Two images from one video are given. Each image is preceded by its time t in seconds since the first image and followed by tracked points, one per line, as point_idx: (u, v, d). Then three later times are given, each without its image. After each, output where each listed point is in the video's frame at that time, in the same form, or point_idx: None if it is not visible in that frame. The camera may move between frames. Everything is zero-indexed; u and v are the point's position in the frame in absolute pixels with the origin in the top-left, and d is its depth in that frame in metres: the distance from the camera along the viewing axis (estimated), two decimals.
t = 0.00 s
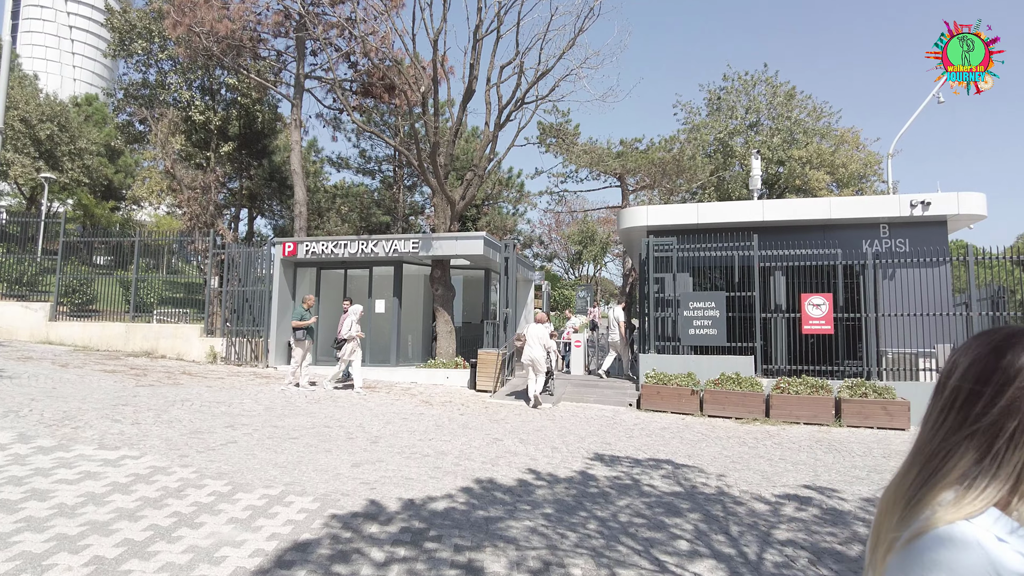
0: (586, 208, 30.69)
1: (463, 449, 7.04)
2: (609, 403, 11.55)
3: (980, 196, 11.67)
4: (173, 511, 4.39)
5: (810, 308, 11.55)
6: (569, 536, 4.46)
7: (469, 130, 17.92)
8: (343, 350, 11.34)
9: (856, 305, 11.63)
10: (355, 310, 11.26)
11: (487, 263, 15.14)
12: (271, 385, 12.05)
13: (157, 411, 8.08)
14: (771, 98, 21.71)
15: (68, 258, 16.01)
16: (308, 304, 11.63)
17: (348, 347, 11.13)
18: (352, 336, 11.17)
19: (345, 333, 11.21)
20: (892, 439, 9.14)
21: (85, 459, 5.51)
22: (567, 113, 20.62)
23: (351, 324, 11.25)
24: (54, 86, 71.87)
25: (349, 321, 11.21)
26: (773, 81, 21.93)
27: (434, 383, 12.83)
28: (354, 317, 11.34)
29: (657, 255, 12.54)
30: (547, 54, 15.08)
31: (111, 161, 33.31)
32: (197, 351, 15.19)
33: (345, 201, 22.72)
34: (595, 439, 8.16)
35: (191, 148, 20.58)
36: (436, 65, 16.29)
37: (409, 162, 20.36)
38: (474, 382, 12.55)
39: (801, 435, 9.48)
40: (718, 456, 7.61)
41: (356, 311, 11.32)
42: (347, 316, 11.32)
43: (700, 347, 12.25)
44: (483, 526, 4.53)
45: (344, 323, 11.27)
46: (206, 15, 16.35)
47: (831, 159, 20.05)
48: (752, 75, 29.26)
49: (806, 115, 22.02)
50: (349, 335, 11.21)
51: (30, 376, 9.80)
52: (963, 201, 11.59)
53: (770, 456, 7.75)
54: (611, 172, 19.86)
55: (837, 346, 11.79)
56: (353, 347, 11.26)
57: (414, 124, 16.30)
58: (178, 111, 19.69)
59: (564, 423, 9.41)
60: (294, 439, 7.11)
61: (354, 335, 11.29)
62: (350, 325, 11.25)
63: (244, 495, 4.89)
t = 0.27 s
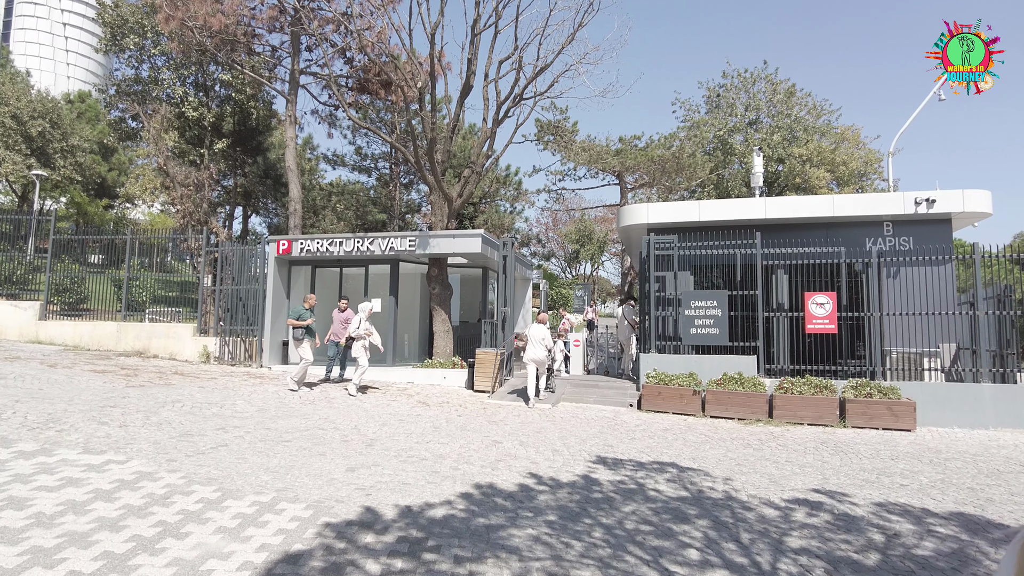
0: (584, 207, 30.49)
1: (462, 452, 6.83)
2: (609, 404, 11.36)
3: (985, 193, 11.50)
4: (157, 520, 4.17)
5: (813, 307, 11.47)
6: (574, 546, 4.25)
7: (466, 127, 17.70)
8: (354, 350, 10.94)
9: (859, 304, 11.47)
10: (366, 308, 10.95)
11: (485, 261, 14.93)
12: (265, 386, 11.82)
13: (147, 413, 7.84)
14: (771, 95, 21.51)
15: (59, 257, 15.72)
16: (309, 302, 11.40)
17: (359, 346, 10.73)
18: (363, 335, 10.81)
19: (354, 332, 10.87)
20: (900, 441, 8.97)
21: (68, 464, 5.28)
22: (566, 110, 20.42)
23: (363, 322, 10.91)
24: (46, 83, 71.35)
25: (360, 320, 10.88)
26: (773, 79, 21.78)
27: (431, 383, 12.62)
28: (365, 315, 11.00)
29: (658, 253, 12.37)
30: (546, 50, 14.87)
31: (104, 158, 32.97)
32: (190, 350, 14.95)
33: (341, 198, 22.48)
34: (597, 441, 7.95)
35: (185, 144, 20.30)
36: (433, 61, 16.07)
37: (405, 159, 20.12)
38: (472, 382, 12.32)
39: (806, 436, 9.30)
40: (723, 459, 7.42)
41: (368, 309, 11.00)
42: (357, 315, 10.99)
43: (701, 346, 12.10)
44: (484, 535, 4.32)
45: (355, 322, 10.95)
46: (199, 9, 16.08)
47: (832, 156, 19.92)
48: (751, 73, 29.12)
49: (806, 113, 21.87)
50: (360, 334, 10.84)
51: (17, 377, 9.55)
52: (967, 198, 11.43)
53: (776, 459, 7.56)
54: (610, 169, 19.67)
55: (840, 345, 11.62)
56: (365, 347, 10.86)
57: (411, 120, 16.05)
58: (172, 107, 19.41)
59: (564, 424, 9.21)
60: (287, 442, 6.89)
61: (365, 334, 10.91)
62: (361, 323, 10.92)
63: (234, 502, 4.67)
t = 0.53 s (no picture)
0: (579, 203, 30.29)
1: (457, 455, 6.62)
2: (607, 403, 11.15)
3: (988, 188, 11.32)
4: (133, 530, 3.93)
5: (815, 303, 11.34)
6: (575, 555, 4.03)
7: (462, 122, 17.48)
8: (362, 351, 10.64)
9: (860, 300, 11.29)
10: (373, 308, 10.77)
11: (480, 258, 14.69)
12: (255, 385, 11.57)
13: (131, 415, 7.58)
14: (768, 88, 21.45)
15: (45, 254, 15.42)
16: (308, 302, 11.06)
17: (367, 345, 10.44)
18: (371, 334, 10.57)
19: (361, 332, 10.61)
20: (904, 440, 8.80)
21: (43, 469, 5.03)
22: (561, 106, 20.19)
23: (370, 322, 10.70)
24: (36, 80, 70.64)
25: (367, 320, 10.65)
26: (771, 74, 21.60)
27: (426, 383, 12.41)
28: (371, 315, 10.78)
29: (656, 249, 12.18)
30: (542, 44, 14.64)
31: (95, 155, 32.57)
32: (179, 349, 14.67)
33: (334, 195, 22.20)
34: (596, 442, 7.74)
35: (175, 140, 19.97)
36: (427, 55, 15.82)
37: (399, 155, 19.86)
38: (467, 381, 12.08)
39: (808, 435, 9.14)
40: (725, 460, 7.22)
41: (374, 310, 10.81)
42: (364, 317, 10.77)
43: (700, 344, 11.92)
44: (480, 545, 4.10)
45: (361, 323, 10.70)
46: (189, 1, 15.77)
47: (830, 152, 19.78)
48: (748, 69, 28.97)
49: (804, 109, 21.71)
50: (368, 334, 10.57)
51: None
52: (970, 192, 11.25)
53: (779, 459, 7.38)
54: (607, 165, 19.47)
55: (840, 342, 11.45)
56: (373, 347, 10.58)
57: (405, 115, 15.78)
58: (161, 102, 19.08)
59: (562, 423, 9.01)
60: (275, 444, 6.65)
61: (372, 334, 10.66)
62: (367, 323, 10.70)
63: (216, 510, 4.44)
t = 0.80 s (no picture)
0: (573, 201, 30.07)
1: (450, 461, 6.38)
2: (603, 403, 10.94)
3: (988, 183, 11.16)
4: (102, 548, 3.68)
5: (814, 301, 11.11)
6: (574, 571, 3.81)
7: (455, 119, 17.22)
8: (371, 353, 10.33)
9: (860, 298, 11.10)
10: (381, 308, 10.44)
11: (473, 256, 14.45)
12: (242, 387, 11.29)
13: (110, 419, 7.31)
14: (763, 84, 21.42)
15: (29, 253, 15.12)
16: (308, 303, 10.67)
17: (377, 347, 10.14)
18: (382, 336, 10.27)
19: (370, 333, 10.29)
20: (906, 441, 8.64)
21: (11, 480, 4.76)
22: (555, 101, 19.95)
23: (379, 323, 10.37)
24: (24, 76, 69.83)
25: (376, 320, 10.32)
26: (766, 70, 21.43)
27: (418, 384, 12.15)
28: (380, 316, 10.47)
29: (652, 247, 11.96)
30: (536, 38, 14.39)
31: (82, 152, 32.12)
32: (165, 350, 14.34)
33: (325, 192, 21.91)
34: (593, 445, 7.52)
35: (162, 136, 19.60)
36: (419, 49, 15.54)
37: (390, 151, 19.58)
38: (459, 381, 11.83)
39: (808, 437, 8.95)
40: (725, 463, 7.01)
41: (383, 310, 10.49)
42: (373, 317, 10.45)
43: (697, 343, 11.72)
44: (473, 560, 3.87)
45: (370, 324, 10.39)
46: None
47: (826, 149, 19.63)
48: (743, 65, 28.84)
49: (800, 105, 21.56)
50: (380, 336, 10.29)
51: None
52: (971, 188, 11.08)
53: (781, 462, 7.17)
54: (601, 162, 19.24)
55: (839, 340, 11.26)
56: (384, 349, 10.29)
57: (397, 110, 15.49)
58: (147, 97, 18.71)
59: (557, 425, 8.78)
60: (260, 450, 6.39)
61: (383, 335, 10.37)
62: (376, 324, 10.37)
63: (193, 523, 4.19)
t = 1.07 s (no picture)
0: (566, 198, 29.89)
1: (441, 464, 6.15)
2: (597, 403, 10.74)
3: (987, 179, 11.03)
4: (67, 562, 3.44)
5: (812, 299, 10.98)
6: None
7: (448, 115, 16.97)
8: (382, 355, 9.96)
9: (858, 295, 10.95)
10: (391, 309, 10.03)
11: (466, 253, 14.21)
12: (228, 387, 11.01)
13: (88, 421, 7.03)
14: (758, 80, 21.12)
15: (12, 250, 14.75)
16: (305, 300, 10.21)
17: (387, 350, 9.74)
18: (392, 338, 9.86)
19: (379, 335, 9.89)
20: (907, 440, 8.50)
21: None
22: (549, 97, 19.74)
23: (389, 324, 9.97)
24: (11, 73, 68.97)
25: (386, 322, 9.91)
26: (761, 66, 21.31)
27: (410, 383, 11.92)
28: (390, 317, 10.06)
29: (648, 243, 11.75)
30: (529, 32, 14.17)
31: (69, 148, 31.64)
32: (151, 349, 14.04)
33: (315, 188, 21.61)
34: (587, 446, 7.32)
35: (148, 131, 19.24)
36: (411, 42, 15.29)
37: (381, 146, 19.32)
38: (452, 381, 11.60)
39: (807, 436, 8.79)
40: (724, 464, 6.83)
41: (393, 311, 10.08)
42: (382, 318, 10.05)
43: (693, 341, 11.53)
44: (464, 572, 3.65)
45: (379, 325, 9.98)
46: None
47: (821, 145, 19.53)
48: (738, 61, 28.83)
49: (794, 101, 21.45)
50: (392, 337, 9.91)
51: None
52: (970, 183, 10.93)
53: (780, 463, 7.00)
54: (595, 158, 19.03)
55: (837, 338, 11.11)
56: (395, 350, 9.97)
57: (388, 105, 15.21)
58: (132, 91, 18.33)
59: (551, 426, 8.57)
60: (243, 453, 6.14)
61: (393, 337, 9.96)
62: (387, 325, 9.97)
63: (167, 533, 3.95)
